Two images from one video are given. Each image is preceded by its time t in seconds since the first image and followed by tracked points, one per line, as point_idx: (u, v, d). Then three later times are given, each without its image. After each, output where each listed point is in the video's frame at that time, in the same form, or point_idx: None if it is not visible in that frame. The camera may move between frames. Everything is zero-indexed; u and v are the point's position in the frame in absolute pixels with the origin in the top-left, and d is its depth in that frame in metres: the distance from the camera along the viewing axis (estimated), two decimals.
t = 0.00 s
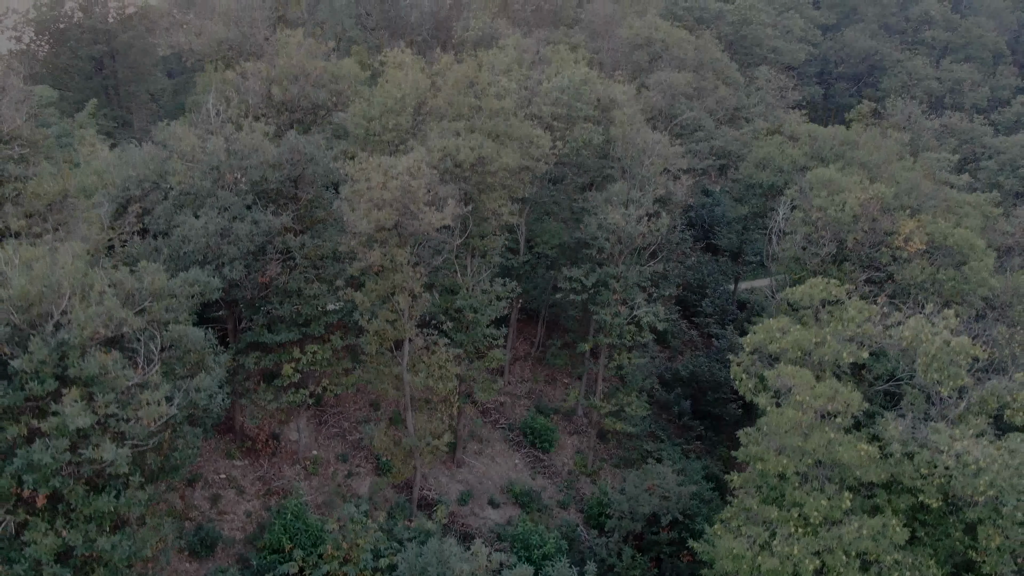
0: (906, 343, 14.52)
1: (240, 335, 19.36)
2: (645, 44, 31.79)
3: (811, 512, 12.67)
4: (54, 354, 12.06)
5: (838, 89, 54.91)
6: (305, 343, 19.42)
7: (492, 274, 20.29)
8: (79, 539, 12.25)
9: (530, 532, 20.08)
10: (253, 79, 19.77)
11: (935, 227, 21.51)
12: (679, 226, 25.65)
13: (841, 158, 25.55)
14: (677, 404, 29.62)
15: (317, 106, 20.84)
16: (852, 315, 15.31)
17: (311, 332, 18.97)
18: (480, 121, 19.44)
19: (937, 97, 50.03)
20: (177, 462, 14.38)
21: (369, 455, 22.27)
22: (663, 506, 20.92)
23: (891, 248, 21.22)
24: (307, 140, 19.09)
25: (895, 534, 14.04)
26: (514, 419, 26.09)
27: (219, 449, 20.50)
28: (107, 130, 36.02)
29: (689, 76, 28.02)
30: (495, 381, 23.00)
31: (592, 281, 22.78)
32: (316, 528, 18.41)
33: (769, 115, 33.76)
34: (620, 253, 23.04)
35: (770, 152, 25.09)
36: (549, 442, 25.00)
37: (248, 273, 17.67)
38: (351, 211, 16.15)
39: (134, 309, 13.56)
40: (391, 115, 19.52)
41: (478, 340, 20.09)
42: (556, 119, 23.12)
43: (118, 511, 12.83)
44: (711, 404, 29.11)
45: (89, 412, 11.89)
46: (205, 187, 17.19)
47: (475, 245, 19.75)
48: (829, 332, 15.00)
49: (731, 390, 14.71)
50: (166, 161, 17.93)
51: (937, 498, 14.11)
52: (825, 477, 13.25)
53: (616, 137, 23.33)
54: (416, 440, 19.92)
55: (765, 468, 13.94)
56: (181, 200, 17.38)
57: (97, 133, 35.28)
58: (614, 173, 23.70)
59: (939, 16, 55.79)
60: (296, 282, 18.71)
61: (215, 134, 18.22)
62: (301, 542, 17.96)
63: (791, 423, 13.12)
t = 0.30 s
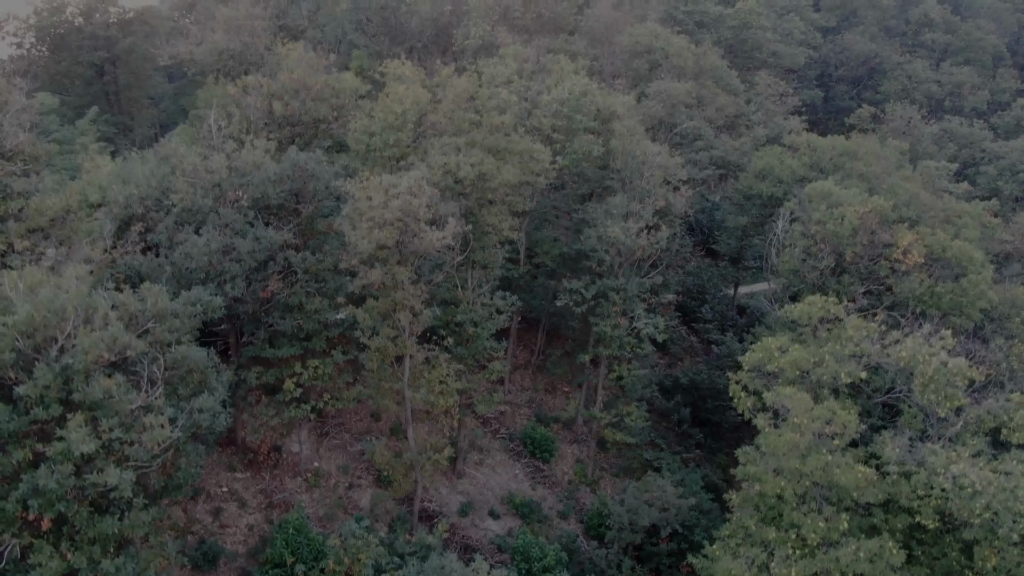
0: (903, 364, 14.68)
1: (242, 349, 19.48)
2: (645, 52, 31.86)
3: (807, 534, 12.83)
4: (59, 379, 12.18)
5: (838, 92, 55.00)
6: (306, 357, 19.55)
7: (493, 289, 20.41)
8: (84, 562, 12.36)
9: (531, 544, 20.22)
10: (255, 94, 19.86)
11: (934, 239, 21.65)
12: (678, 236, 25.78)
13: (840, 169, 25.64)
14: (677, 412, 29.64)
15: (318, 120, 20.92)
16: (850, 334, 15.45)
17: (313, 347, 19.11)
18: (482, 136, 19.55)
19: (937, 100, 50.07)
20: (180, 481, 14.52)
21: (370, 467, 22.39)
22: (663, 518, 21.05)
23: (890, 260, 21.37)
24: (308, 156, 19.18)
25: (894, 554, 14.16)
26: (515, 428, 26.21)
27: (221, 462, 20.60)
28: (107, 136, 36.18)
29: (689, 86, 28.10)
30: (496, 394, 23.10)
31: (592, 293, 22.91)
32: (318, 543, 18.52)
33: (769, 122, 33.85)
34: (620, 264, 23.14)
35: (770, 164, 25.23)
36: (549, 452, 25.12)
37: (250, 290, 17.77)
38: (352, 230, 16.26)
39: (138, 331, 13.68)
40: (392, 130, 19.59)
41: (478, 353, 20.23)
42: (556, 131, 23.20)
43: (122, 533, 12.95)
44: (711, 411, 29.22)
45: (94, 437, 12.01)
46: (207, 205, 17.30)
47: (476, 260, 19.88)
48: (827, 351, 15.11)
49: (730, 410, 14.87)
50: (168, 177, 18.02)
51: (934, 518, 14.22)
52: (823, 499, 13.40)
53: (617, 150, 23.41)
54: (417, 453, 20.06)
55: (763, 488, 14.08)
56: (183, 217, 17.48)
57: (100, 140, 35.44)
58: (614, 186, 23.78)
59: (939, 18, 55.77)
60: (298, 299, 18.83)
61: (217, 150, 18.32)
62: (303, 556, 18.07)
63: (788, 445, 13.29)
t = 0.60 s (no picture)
0: (900, 386, 14.79)
1: (243, 366, 19.58)
2: (645, 62, 31.91)
3: (804, 558, 12.94)
4: (63, 405, 12.29)
5: (837, 97, 55.05)
6: (307, 373, 19.66)
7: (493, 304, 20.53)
8: None
9: (531, 559, 20.33)
10: (256, 112, 19.96)
11: (932, 252, 21.65)
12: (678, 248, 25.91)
13: (839, 181, 25.72)
14: (676, 422, 29.71)
15: (319, 136, 21.03)
16: (847, 355, 15.56)
17: (314, 363, 19.21)
18: (481, 153, 19.66)
19: (937, 106, 50.12)
20: (183, 501, 14.63)
21: (371, 480, 22.50)
22: (662, 531, 21.16)
23: (888, 274, 21.51)
24: (310, 173, 19.29)
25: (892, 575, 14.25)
26: (515, 440, 26.32)
27: (222, 476, 20.70)
28: (107, 144, 36.26)
29: (688, 97, 28.18)
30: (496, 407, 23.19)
31: (591, 306, 23.03)
32: (320, 558, 18.64)
33: (768, 131, 33.92)
34: (619, 278, 23.26)
35: (769, 177, 25.44)
36: (549, 463, 25.23)
37: (251, 307, 17.87)
38: (352, 251, 16.36)
39: (140, 355, 13.79)
40: (392, 148, 19.69)
41: (478, 369, 20.36)
42: (555, 145, 23.28)
43: (126, 556, 13.06)
44: (711, 421, 29.33)
45: (97, 463, 12.12)
46: (209, 224, 17.40)
47: (476, 276, 19.99)
48: (824, 373, 15.23)
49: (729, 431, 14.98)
50: (170, 196, 18.11)
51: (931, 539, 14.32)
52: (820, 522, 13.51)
53: (616, 164, 23.51)
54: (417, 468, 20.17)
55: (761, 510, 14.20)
56: (185, 236, 17.58)
57: (100, 147, 35.52)
58: (613, 200, 23.88)
59: (939, 23, 55.76)
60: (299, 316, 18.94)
61: (219, 169, 18.43)
62: (305, 572, 18.20)
63: (786, 469, 13.39)
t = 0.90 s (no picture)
0: (897, 408, 14.92)
1: (245, 382, 19.69)
2: (644, 72, 31.89)
3: None
4: (67, 431, 12.42)
5: (837, 102, 54.96)
6: (308, 390, 19.78)
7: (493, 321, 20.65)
8: None
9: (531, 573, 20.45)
10: (258, 129, 20.08)
11: (930, 266, 21.83)
12: (677, 260, 26.02)
13: (838, 195, 25.85)
14: (676, 432, 29.72)
15: (321, 152, 21.13)
16: (845, 376, 15.67)
17: (315, 380, 19.34)
18: (481, 171, 19.78)
19: (937, 111, 50.14)
20: (185, 523, 14.74)
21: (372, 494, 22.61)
22: (661, 545, 21.28)
23: (887, 288, 21.65)
24: (311, 191, 19.42)
25: None
26: (515, 451, 26.43)
27: (224, 490, 20.74)
28: (109, 152, 36.28)
29: (688, 109, 28.25)
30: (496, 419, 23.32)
31: (591, 320, 23.15)
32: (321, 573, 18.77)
33: (767, 140, 33.98)
34: (619, 292, 23.37)
35: (769, 191, 25.67)
36: (549, 475, 25.36)
37: (252, 325, 17.98)
38: (354, 271, 16.47)
39: (144, 378, 13.93)
40: (393, 165, 19.79)
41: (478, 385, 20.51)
42: (555, 159, 23.38)
43: None
44: (711, 430, 29.15)
45: (101, 488, 12.25)
46: (212, 243, 17.52)
47: (476, 293, 20.13)
48: (822, 393, 15.36)
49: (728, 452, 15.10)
50: (172, 214, 18.22)
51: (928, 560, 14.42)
52: (817, 544, 13.63)
53: (616, 178, 23.62)
54: (418, 485, 20.28)
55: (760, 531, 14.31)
56: (188, 254, 17.70)
57: (101, 156, 35.53)
58: (613, 214, 23.96)
59: (939, 28, 55.48)
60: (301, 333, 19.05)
61: (221, 188, 18.55)
62: None
63: (784, 493, 13.51)
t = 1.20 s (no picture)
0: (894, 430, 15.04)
1: (247, 399, 19.77)
2: (644, 82, 32.06)
3: None
4: (71, 456, 12.53)
5: (836, 107, 55.00)
6: (309, 406, 19.89)
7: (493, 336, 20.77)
8: None
9: None
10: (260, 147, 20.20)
11: (928, 281, 21.93)
12: (677, 271, 26.13)
13: (836, 207, 26.01)
14: (675, 441, 29.61)
15: (322, 168, 21.23)
16: (844, 396, 15.78)
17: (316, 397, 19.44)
18: (482, 188, 19.91)
19: (936, 117, 50.22)
20: (188, 543, 14.86)
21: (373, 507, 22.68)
22: (661, 560, 21.39)
23: (886, 302, 21.74)
24: (312, 208, 19.52)
25: None
26: (515, 463, 26.52)
27: (225, 506, 20.69)
28: (110, 160, 36.38)
29: (687, 120, 28.32)
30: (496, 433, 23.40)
31: (591, 333, 23.27)
32: None
33: (766, 150, 34.04)
34: (618, 306, 23.48)
35: (768, 204, 25.89)
36: (549, 487, 25.44)
37: (254, 343, 18.06)
38: (355, 292, 16.58)
39: (147, 401, 14.04)
40: (393, 182, 19.87)
41: (479, 400, 20.65)
42: (555, 174, 23.45)
43: None
44: (711, 440, 29.18)
45: (104, 513, 12.36)
46: (213, 262, 17.61)
47: (477, 309, 20.24)
48: (820, 414, 15.45)
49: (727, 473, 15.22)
50: (174, 233, 18.31)
51: None
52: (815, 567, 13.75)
53: (615, 192, 23.71)
54: (418, 500, 20.34)
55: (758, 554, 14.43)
56: (189, 273, 17.79)
57: (102, 164, 35.61)
58: (613, 228, 24.05)
59: (939, 33, 55.42)
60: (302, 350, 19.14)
61: (222, 207, 18.64)
62: None
63: (782, 516, 13.64)
